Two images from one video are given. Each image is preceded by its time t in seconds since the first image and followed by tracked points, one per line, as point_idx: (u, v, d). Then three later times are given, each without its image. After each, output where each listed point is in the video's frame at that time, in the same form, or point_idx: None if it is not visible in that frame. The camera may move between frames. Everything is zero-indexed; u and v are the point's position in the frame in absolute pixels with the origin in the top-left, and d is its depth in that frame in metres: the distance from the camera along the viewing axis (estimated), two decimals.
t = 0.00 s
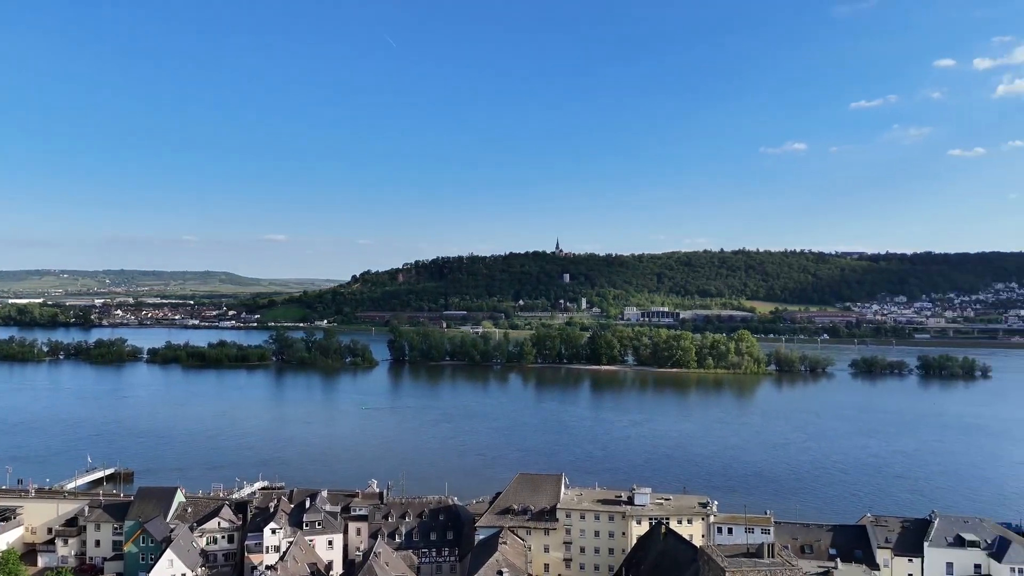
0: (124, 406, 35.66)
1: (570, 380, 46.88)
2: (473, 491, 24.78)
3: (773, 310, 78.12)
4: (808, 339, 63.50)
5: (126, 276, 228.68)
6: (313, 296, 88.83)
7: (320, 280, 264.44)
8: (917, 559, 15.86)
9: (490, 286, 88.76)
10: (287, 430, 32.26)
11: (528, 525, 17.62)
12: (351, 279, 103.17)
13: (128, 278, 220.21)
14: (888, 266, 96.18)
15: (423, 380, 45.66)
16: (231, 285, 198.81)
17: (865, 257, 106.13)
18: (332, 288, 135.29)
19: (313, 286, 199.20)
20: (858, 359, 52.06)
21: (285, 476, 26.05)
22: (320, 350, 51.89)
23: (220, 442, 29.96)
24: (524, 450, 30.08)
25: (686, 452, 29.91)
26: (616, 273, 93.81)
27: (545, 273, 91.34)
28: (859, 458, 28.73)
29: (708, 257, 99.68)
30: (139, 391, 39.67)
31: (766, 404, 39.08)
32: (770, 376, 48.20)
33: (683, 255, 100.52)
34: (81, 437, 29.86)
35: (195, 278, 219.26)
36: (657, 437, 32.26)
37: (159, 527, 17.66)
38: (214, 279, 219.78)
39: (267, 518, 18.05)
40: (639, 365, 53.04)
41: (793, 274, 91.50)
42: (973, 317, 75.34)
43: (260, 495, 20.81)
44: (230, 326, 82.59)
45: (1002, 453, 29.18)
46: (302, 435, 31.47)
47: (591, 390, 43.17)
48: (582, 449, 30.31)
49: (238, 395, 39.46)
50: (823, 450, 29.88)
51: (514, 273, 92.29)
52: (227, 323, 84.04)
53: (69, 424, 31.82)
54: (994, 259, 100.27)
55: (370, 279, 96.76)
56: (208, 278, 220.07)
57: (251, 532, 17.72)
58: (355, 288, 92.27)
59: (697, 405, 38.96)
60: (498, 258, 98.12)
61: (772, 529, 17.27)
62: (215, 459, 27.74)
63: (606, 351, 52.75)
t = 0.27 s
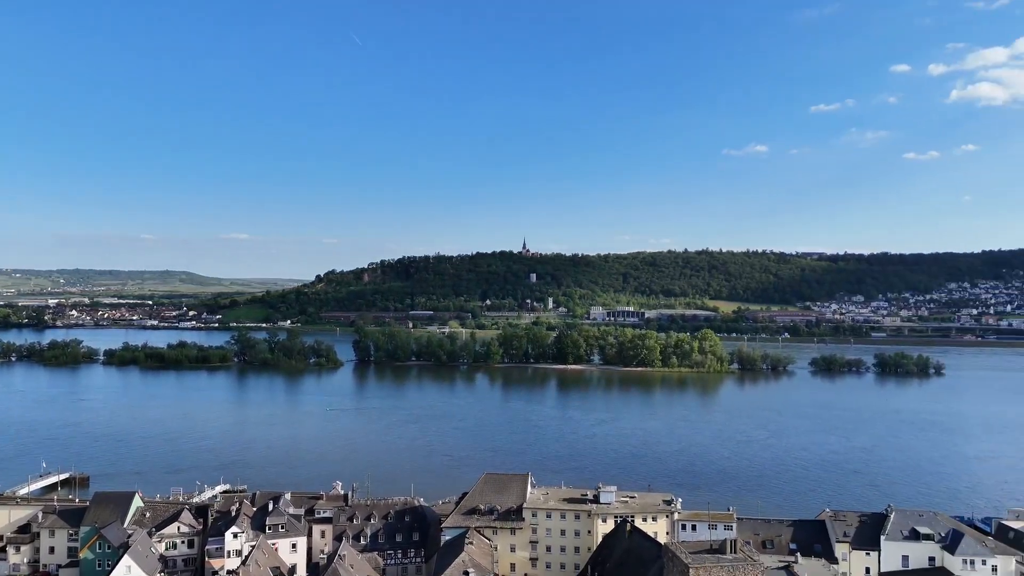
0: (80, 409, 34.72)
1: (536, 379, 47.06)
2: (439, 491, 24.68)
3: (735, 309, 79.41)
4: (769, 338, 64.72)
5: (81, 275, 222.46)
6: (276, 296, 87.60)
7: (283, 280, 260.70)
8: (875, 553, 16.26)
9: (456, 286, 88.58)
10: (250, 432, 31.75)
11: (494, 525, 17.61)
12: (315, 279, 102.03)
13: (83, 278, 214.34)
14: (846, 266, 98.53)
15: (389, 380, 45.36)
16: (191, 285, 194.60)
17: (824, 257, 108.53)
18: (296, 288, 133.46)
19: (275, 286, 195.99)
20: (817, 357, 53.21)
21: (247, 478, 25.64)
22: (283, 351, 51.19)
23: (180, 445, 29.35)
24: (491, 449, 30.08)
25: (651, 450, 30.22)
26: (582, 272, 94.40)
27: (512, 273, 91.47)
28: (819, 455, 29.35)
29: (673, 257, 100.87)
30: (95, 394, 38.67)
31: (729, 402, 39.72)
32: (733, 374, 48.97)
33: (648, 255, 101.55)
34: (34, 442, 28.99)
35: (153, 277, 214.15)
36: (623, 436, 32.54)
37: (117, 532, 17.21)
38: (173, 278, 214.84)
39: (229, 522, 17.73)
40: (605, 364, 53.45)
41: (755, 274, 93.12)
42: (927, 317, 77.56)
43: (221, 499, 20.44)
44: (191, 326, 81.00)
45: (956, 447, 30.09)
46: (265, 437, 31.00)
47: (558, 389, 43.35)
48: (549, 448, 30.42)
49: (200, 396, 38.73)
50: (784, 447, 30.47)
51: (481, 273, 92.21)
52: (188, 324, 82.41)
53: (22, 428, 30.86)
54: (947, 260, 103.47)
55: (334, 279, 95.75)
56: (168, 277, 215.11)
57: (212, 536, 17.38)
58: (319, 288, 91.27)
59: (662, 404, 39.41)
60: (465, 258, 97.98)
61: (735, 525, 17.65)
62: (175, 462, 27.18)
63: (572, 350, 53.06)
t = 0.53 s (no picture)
0: (29, 413, 33.62)
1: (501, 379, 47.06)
2: (402, 493, 24.51)
3: (697, 309, 80.56)
4: (729, 337, 65.81)
5: (30, 275, 215.22)
6: (235, 296, 86.03)
7: (243, 280, 256.03)
8: (830, 547, 16.64)
9: (420, 285, 88.12)
10: (209, 435, 31.11)
11: (458, 526, 17.54)
12: (276, 279, 100.51)
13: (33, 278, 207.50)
14: (804, 266, 100.74)
15: (352, 381, 44.87)
16: (147, 285, 189.66)
17: (782, 257, 110.77)
18: (256, 289, 131.23)
19: (234, 286, 192.18)
20: (776, 355, 54.28)
21: (205, 482, 25.12)
22: (243, 352, 50.30)
23: (135, 449, 28.60)
24: (456, 450, 29.98)
25: (615, 448, 30.46)
26: (546, 272, 94.75)
27: (476, 272, 91.34)
28: (777, 451, 29.94)
29: (635, 257, 101.91)
30: (46, 397, 37.48)
31: (690, 400, 40.25)
32: (695, 373, 49.67)
33: (611, 255, 102.38)
34: None
35: (107, 277, 208.16)
36: (587, 434, 32.73)
37: (68, 539, 16.70)
38: (127, 278, 209.10)
39: (186, 527, 17.34)
40: (568, 364, 53.73)
41: (716, 274, 94.60)
42: (881, 315, 79.75)
43: (178, 503, 19.99)
44: (147, 327, 79.06)
45: (908, 443, 30.98)
46: (224, 440, 30.41)
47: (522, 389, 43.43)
48: (513, 448, 30.45)
49: (156, 399, 37.82)
50: (745, 444, 31.00)
51: (445, 272, 91.87)
52: (143, 325, 80.41)
53: None
54: (899, 260, 106.55)
55: (295, 279, 94.43)
56: (122, 277, 209.30)
57: (169, 542, 16.99)
58: (280, 288, 89.90)
59: (625, 403, 39.77)
60: (429, 258, 97.54)
61: (696, 521, 17.88)
62: (130, 467, 26.48)
63: (537, 350, 53.22)
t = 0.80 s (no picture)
0: None
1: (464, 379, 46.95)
2: (365, 494, 24.27)
3: (658, 308, 81.54)
4: (690, 336, 66.77)
5: None
6: (192, 296, 84.16)
7: (200, 280, 250.45)
8: (787, 541, 16.99)
9: (382, 285, 87.40)
10: (164, 438, 30.38)
11: (420, 527, 17.44)
12: (234, 278, 98.62)
13: None
14: (761, 266, 102.71)
15: (312, 382, 44.28)
16: (98, 284, 184.15)
17: (741, 257, 112.79)
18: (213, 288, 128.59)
19: (190, 286, 187.75)
20: (734, 354, 55.26)
21: (161, 486, 24.52)
22: (199, 353, 49.23)
23: (87, 453, 27.77)
24: (418, 451, 29.83)
25: (578, 447, 30.62)
26: (509, 272, 94.83)
27: (439, 272, 90.96)
28: (736, 448, 30.48)
29: (598, 257, 102.64)
30: None
31: (652, 399, 40.71)
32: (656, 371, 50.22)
33: (574, 255, 102.95)
34: None
35: (55, 277, 201.47)
36: (550, 433, 32.87)
37: (15, 547, 16.12)
38: (78, 278, 202.70)
39: (140, 533, 16.91)
40: (531, 363, 53.87)
41: (677, 274, 95.88)
42: (836, 314, 81.75)
43: (132, 508, 19.47)
44: (99, 328, 76.82)
45: (861, 438, 31.82)
46: (181, 443, 29.72)
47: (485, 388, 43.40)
48: (477, 448, 30.42)
49: (108, 402, 36.78)
50: (705, 441, 31.49)
51: (408, 272, 91.27)
52: (95, 325, 78.11)
53: None
54: (853, 260, 109.42)
55: (254, 279, 92.78)
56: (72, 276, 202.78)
57: (122, 548, 16.54)
58: (238, 288, 88.24)
59: (588, 402, 40.00)
60: (391, 257, 96.80)
61: (657, 518, 18.06)
62: (82, 471, 25.70)
63: (500, 349, 53.21)
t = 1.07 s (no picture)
0: None
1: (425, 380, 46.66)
2: (324, 497, 23.96)
3: (619, 308, 82.29)
4: (650, 335, 67.53)
5: None
6: (145, 296, 82.01)
7: (153, 280, 244.10)
8: (743, 536, 17.29)
9: (342, 285, 86.41)
10: (116, 442, 29.52)
11: (381, 529, 17.27)
12: (189, 278, 96.41)
13: None
14: (720, 267, 104.42)
15: (270, 384, 43.54)
16: (45, 284, 178.01)
17: (700, 258, 114.51)
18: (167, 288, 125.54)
19: (143, 286, 182.78)
20: (693, 353, 56.08)
21: (112, 492, 23.83)
22: (153, 355, 48.00)
23: (34, 459, 26.82)
24: (379, 452, 29.57)
25: (539, 447, 30.69)
26: (471, 272, 94.62)
27: (401, 272, 90.30)
28: (695, 445, 30.93)
29: (559, 257, 103.11)
30: None
31: (613, 398, 41.04)
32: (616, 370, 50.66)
33: (536, 255, 103.21)
34: None
35: None
36: (512, 433, 32.90)
37: None
38: (23, 278, 195.60)
39: (90, 539, 16.40)
40: (493, 363, 53.84)
41: (637, 274, 96.90)
42: (791, 314, 83.59)
43: (82, 514, 18.87)
44: (46, 329, 74.33)
45: (815, 435, 32.58)
46: (133, 448, 28.91)
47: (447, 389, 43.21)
48: (439, 449, 30.26)
49: (56, 405, 35.56)
50: (665, 439, 31.89)
51: (368, 272, 90.41)
52: (42, 327, 75.52)
53: None
54: (807, 261, 111.99)
55: (210, 279, 90.82)
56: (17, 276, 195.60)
57: (71, 556, 16.03)
58: (193, 288, 86.27)
59: (549, 401, 40.15)
60: (352, 257, 95.78)
61: (617, 515, 18.19)
62: (28, 478, 24.81)
63: (461, 349, 53.05)
